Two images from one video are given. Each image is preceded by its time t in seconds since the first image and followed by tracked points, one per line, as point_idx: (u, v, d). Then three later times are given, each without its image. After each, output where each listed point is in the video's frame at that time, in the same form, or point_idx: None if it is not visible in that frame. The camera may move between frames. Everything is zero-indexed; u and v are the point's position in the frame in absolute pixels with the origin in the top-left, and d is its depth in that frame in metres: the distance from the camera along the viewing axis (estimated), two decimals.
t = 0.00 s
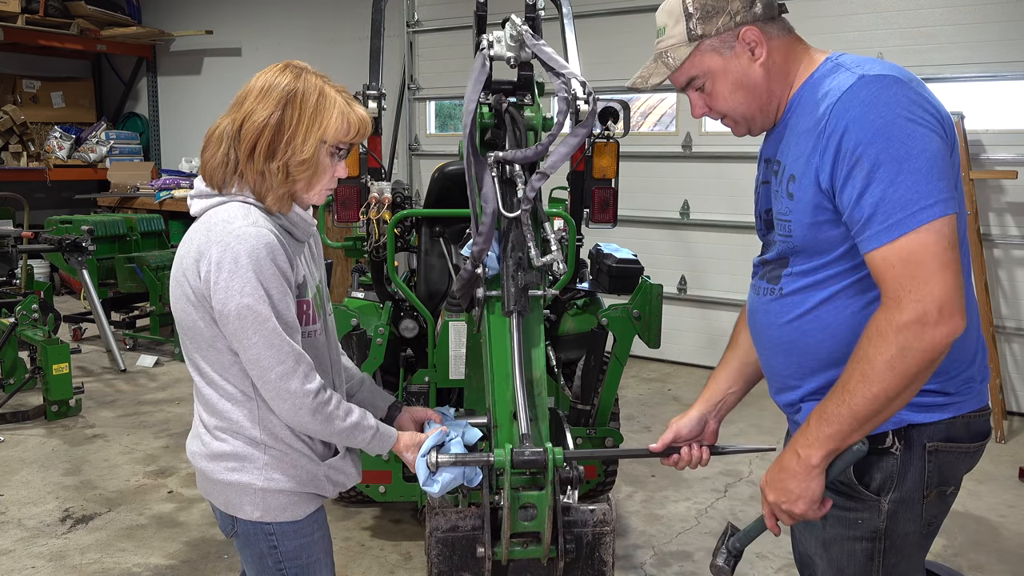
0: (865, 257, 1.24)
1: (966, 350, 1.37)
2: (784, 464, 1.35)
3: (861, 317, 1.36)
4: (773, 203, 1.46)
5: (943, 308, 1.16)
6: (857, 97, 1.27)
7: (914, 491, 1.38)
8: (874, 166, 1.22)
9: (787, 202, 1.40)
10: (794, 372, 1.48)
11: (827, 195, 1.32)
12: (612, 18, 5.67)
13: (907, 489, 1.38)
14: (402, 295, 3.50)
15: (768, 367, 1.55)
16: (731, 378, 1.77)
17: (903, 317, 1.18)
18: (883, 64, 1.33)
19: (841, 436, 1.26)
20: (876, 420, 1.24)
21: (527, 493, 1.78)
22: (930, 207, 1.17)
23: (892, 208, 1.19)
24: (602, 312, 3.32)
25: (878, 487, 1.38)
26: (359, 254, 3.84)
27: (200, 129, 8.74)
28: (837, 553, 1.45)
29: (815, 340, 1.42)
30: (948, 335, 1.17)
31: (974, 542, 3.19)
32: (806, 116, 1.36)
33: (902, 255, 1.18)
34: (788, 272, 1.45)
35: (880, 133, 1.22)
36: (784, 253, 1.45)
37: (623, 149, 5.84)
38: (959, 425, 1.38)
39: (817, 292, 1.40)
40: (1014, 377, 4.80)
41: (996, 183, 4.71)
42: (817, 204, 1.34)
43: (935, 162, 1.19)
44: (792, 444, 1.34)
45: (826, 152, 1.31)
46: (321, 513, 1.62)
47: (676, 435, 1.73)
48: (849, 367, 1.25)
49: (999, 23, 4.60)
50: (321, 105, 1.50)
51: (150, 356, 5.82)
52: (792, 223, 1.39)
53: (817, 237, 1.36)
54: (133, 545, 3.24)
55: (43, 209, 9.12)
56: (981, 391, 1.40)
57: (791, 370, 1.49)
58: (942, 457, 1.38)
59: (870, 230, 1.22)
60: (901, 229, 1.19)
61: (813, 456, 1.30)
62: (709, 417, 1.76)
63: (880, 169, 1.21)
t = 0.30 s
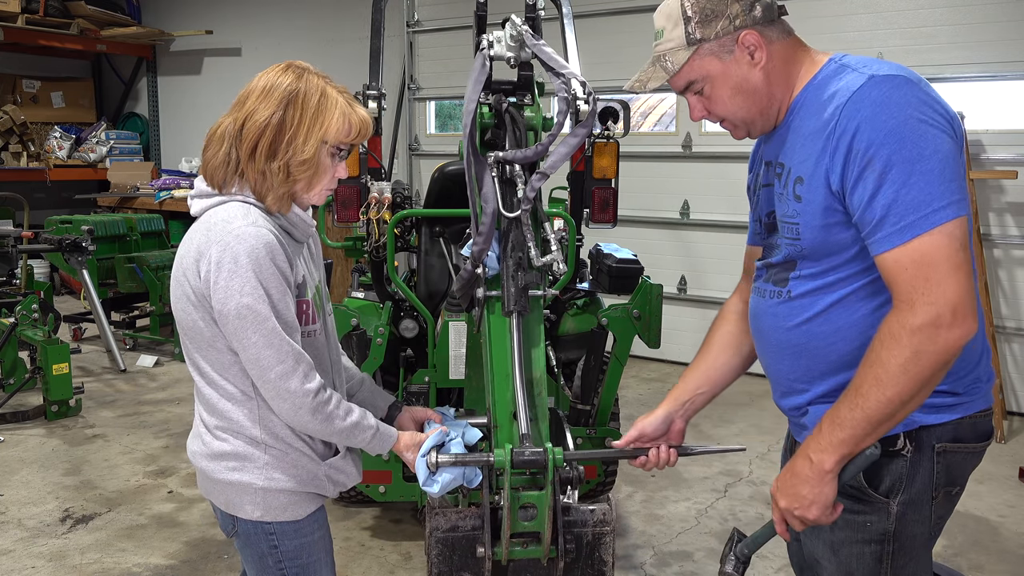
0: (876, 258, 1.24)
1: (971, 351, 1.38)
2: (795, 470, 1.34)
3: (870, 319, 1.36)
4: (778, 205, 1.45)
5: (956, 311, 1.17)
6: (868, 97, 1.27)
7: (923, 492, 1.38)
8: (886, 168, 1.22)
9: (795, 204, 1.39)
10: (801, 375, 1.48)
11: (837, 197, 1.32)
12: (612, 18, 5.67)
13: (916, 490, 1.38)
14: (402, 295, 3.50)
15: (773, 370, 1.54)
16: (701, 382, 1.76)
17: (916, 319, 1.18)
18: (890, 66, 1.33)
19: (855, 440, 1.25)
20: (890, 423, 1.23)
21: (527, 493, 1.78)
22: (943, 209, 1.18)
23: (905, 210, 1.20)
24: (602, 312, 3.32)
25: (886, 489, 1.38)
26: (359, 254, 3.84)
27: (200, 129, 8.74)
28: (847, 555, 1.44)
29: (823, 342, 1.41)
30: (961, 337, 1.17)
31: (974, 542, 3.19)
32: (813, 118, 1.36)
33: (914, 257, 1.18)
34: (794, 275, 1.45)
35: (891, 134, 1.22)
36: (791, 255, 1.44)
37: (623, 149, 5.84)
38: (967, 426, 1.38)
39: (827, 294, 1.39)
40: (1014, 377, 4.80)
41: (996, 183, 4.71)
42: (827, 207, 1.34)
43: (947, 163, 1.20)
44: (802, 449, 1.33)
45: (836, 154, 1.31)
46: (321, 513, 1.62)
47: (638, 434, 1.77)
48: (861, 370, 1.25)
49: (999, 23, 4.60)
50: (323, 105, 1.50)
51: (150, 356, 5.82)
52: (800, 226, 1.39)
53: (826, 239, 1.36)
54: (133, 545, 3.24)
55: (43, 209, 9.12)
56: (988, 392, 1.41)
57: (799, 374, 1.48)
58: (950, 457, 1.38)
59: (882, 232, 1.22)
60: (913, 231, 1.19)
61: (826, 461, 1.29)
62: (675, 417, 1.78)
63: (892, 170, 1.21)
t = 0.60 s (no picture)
0: (892, 260, 1.24)
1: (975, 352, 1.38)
2: (812, 477, 1.32)
3: (880, 320, 1.36)
4: (780, 208, 1.45)
5: (976, 311, 1.17)
6: (878, 98, 1.27)
7: (928, 492, 1.38)
8: (899, 170, 1.22)
9: (801, 208, 1.39)
10: (809, 378, 1.48)
11: (847, 199, 1.32)
12: (612, 18, 5.67)
13: (923, 490, 1.38)
14: (402, 295, 3.51)
15: (778, 373, 1.54)
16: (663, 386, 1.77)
17: (938, 320, 1.17)
18: (892, 67, 1.34)
19: (877, 445, 1.24)
20: (912, 426, 1.23)
21: (527, 492, 1.78)
22: (958, 209, 1.18)
23: (920, 211, 1.19)
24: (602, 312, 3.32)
25: (893, 490, 1.37)
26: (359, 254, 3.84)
27: (200, 129, 8.74)
28: (853, 557, 1.43)
29: (832, 345, 1.42)
30: (979, 338, 1.18)
31: (974, 542, 3.19)
32: (819, 120, 1.36)
33: (932, 258, 1.18)
34: (801, 278, 1.45)
35: (904, 134, 1.22)
36: (796, 259, 1.44)
37: (623, 149, 5.85)
38: (972, 424, 1.39)
39: (835, 297, 1.40)
40: (1014, 377, 4.80)
41: (996, 183, 4.71)
42: (838, 210, 1.34)
43: (959, 163, 1.20)
44: (822, 456, 1.31)
45: (846, 155, 1.30)
46: (321, 513, 1.62)
47: (601, 435, 1.79)
48: (879, 373, 1.24)
49: (999, 23, 4.60)
50: (325, 106, 1.50)
51: (150, 356, 5.82)
52: (808, 229, 1.39)
53: (836, 241, 1.35)
54: (133, 545, 3.24)
55: (43, 209, 9.13)
56: (990, 390, 1.41)
57: (806, 378, 1.48)
58: (957, 457, 1.38)
59: (898, 233, 1.22)
60: (930, 232, 1.19)
61: (849, 468, 1.27)
62: (639, 421, 1.78)
63: (905, 172, 1.21)
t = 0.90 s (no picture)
0: (897, 264, 1.24)
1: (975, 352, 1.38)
2: (825, 485, 1.31)
3: (881, 322, 1.37)
4: (779, 211, 1.46)
5: (983, 313, 1.17)
6: (880, 101, 1.27)
7: (927, 491, 1.38)
8: (903, 174, 1.22)
9: (801, 212, 1.39)
10: (808, 381, 1.48)
11: (850, 203, 1.32)
12: (612, 18, 5.68)
13: (922, 490, 1.38)
14: (402, 295, 3.51)
15: (777, 376, 1.55)
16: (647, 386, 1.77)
17: (946, 323, 1.17)
18: (889, 67, 1.34)
19: (890, 451, 1.24)
20: (922, 431, 1.23)
21: (527, 492, 1.78)
22: (962, 212, 1.18)
23: (926, 215, 1.19)
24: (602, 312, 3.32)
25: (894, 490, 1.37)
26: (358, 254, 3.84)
27: (200, 129, 8.74)
28: (853, 558, 1.43)
29: (832, 347, 1.42)
30: (986, 341, 1.18)
31: (974, 542, 3.19)
32: (819, 123, 1.36)
33: (939, 260, 1.18)
34: (800, 281, 1.45)
35: (907, 137, 1.22)
36: (796, 262, 1.44)
37: (622, 149, 5.84)
38: (969, 421, 1.39)
39: (835, 300, 1.40)
40: (1014, 377, 4.80)
41: (997, 183, 4.71)
42: (840, 213, 1.34)
43: (963, 166, 1.20)
44: (834, 465, 1.31)
45: (848, 158, 1.30)
46: (321, 512, 1.62)
47: (581, 436, 1.80)
48: (889, 379, 1.24)
49: (998, 23, 4.60)
50: (326, 106, 1.50)
51: (150, 356, 5.82)
52: (809, 233, 1.39)
53: (837, 245, 1.36)
54: (133, 545, 3.24)
55: (43, 209, 9.13)
56: (987, 387, 1.42)
57: (805, 380, 1.49)
58: (956, 455, 1.39)
59: (904, 237, 1.21)
60: (937, 235, 1.18)
61: (862, 476, 1.27)
62: (618, 421, 1.80)
63: (910, 175, 1.21)
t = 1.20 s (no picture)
0: (894, 272, 1.24)
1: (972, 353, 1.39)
2: (823, 493, 1.31)
3: (877, 325, 1.37)
4: (776, 215, 1.46)
5: (980, 322, 1.17)
6: (878, 107, 1.27)
7: (923, 491, 1.39)
8: (902, 182, 1.22)
9: (797, 217, 1.39)
10: (802, 384, 1.49)
11: (847, 211, 1.32)
12: (612, 18, 5.68)
13: (918, 490, 1.38)
14: (402, 295, 3.51)
15: (772, 378, 1.55)
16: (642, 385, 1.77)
17: (943, 334, 1.18)
18: (888, 72, 1.34)
19: (888, 461, 1.24)
20: (919, 440, 1.22)
21: (527, 493, 1.78)
22: (960, 221, 1.18)
23: (924, 223, 1.19)
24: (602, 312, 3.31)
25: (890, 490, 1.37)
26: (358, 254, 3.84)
27: (200, 129, 8.74)
28: (849, 559, 1.42)
29: (827, 351, 1.42)
30: (983, 350, 1.18)
31: (974, 542, 3.19)
32: (816, 127, 1.36)
33: (936, 270, 1.18)
34: (796, 285, 1.45)
35: (906, 145, 1.22)
36: (792, 266, 1.44)
37: (622, 149, 5.84)
38: (963, 421, 1.40)
39: (830, 304, 1.40)
40: (1014, 377, 4.80)
41: (997, 183, 4.71)
42: (837, 220, 1.34)
43: (961, 174, 1.20)
44: (832, 473, 1.30)
45: (846, 165, 1.30)
46: (321, 512, 1.62)
47: (575, 435, 1.80)
48: (886, 387, 1.24)
49: (998, 23, 4.60)
50: (325, 106, 1.50)
51: (150, 356, 5.82)
52: (805, 239, 1.39)
53: (833, 252, 1.36)
54: (133, 545, 3.24)
55: (43, 209, 9.13)
56: (982, 386, 1.42)
57: (800, 383, 1.49)
58: (951, 455, 1.40)
59: (902, 246, 1.21)
60: (935, 244, 1.19)
61: (859, 485, 1.26)
62: (612, 418, 1.79)
63: (909, 183, 1.21)
